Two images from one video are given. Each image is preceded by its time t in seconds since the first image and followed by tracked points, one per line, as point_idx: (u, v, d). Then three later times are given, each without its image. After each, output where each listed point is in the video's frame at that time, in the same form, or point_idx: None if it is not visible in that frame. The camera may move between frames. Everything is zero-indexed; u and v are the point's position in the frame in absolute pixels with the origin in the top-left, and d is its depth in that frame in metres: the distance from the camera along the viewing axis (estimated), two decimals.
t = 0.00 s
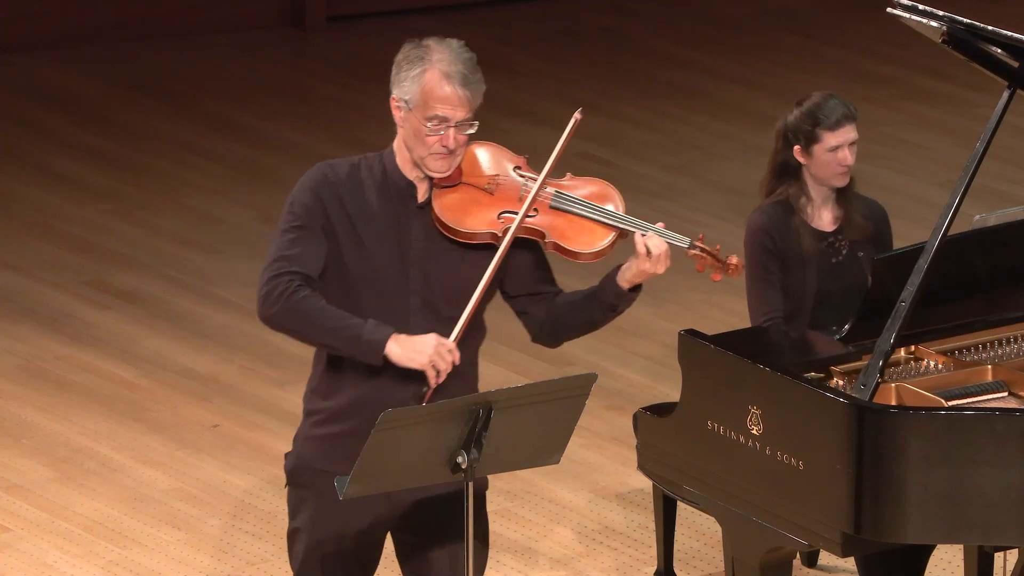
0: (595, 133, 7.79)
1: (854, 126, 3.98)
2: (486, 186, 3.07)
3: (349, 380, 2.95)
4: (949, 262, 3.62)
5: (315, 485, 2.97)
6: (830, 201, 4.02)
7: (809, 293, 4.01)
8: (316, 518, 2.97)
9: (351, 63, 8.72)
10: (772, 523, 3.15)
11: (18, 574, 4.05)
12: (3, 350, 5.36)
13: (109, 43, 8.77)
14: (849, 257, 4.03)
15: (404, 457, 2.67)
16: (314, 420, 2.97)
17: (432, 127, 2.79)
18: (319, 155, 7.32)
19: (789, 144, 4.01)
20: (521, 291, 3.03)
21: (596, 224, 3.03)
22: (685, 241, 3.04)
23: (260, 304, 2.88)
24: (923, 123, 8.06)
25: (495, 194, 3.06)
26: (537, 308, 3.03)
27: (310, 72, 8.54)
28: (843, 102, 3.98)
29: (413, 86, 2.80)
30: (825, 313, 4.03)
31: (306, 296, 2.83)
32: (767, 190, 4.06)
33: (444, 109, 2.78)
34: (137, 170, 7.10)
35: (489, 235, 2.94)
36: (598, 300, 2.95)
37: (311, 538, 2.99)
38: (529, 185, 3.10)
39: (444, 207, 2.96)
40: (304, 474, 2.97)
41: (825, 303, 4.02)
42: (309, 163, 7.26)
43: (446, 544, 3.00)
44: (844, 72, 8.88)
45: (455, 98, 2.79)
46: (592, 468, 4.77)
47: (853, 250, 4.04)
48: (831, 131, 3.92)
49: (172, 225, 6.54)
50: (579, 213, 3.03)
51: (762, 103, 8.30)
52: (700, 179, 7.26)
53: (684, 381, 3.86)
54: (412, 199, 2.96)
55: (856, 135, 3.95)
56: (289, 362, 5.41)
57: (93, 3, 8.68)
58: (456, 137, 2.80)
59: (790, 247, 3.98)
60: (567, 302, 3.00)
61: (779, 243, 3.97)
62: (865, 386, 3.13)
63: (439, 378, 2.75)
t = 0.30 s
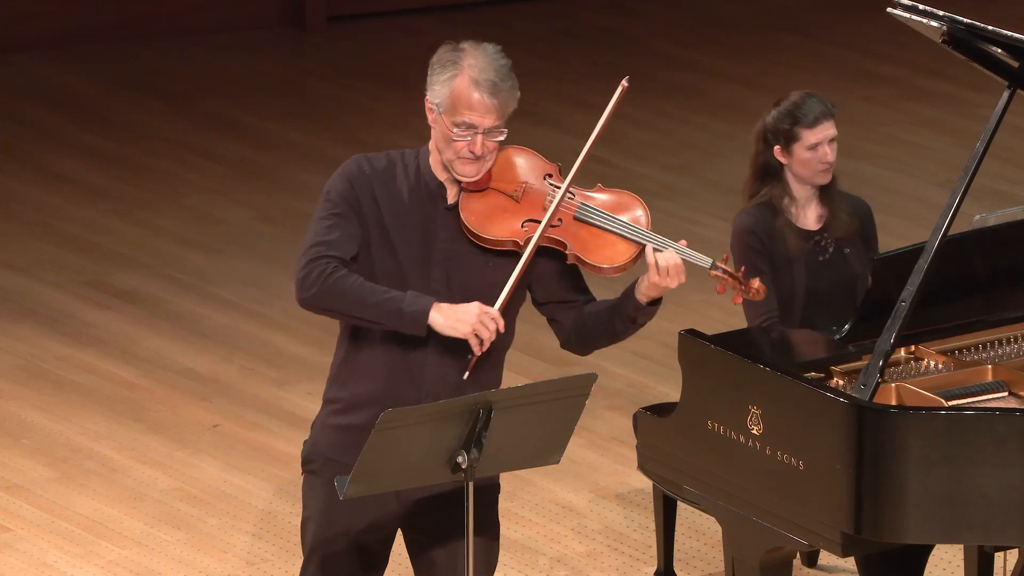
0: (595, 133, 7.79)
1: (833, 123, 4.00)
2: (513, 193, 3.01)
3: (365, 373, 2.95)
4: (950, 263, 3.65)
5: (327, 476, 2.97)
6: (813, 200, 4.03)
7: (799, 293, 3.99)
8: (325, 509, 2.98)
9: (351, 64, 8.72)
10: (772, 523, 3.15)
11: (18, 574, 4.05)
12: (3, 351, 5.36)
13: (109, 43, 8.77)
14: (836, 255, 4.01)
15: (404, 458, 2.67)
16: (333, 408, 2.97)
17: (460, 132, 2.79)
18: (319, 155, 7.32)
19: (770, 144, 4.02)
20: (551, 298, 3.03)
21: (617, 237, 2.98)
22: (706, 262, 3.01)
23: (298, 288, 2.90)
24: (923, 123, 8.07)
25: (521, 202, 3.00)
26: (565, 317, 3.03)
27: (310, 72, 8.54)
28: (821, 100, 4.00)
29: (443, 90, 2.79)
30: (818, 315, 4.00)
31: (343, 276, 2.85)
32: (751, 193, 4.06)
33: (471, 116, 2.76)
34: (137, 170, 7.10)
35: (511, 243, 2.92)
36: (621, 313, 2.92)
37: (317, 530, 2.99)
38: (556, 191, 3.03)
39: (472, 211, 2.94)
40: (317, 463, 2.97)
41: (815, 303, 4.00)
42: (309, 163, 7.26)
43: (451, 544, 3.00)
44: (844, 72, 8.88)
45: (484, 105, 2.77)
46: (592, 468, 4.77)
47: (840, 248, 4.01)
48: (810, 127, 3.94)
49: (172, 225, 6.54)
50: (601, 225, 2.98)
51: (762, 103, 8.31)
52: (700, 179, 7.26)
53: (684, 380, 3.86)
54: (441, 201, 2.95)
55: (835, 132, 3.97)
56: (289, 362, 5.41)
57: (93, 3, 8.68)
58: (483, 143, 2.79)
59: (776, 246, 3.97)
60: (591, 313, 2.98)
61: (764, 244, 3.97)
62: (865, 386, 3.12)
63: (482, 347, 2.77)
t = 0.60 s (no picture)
0: (595, 134, 7.79)
1: (816, 124, 4.03)
2: (518, 206, 2.98)
3: (371, 370, 2.94)
4: (949, 263, 3.65)
5: (328, 472, 2.96)
6: (799, 201, 4.04)
7: (788, 294, 3.99)
8: (326, 506, 2.97)
9: (351, 63, 8.72)
10: (772, 523, 3.15)
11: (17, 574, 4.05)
12: (3, 350, 5.36)
13: (109, 43, 8.77)
14: (825, 254, 4.02)
15: (404, 457, 2.67)
16: (336, 403, 2.96)
17: (466, 145, 2.79)
18: (319, 155, 7.32)
19: (754, 146, 4.03)
20: (558, 310, 3.02)
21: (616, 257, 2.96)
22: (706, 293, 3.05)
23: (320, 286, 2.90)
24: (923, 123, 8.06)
25: (525, 216, 2.97)
26: (570, 328, 3.03)
27: (310, 72, 8.54)
28: (805, 100, 4.03)
29: (451, 103, 2.79)
30: (807, 316, 4.01)
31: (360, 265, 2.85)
32: (735, 195, 4.07)
33: (476, 131, 2.77)
34: (137, 170, 7.10)
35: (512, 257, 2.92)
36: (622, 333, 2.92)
37: (316, 526, 2.99)
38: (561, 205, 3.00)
39: (477, 222, 2.94)
40: (318, 458, 2.97)
41: (806, 304, 4.00)
42: (309, 163, 7.26)
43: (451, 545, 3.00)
44: (844, 72, 8.88)
45: (490, 120, 2.77)
46: (592, 468, 4.77)
47: (828, 247, 4.02)
48: (795, 127, 3.96)
49: (172, 225, 6.54)
50: (600, 245, 2.95)
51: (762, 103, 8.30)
52: (701, 179, 7.26)
53: (684, 379, 3.86)
54: (450, 207, 2.94)
55: (819, 132, 3.99)
56: (289, 362, 5.40)
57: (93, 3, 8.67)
58: (489, 157, 2.79)
59: (763, 248, 3.96)
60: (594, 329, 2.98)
61: (753, 243, 3.95)
62: (865, 386, 3.12)
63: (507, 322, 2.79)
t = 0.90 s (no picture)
0: (594, 134, 7.79)
1: (819, 126, 3.98)
2: (515, 221, 2.99)
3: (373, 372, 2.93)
4: (949, 262, 3.64)
5: (328, 472, 2.96)
6: (796, 202, 4.03)
7: (786, 294, 4.01)
8: (326, 506, 2.97)
9: (351, 64, 8.72)
10: (772, 523, 3.16)
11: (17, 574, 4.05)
12: (3, 350, 5.36)
13: (109, 43, 8.77)
14: (821, 256, 4.02)
15: (404, 457, 2.67)
16: (336, 403, 2.96)
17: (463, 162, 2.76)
18: (319, 156, 7.32)
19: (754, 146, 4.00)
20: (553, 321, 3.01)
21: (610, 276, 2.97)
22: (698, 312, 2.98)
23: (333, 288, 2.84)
24: (923, 123, 8.06)
25: (522, 232, 2.99)
26: (568, 340, 3.01)
27: (310, 72, 8.54)
28: (807, 102, 3.97)
29: (449, 119, 2.75)
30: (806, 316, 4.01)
31: (373, 264, 2.81)
32: (733, 194, 4.06)
33: (472, 150, 2.73)
34: (137, 170, 7.10)
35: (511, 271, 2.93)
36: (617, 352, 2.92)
37: (316, 526, 2.99)
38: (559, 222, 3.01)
39: (473, 236, 2.93)
40: (319, 458, 2.96)
41: (803, 305, 4.02)
42: (309, 163, 7.26)
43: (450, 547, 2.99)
44: (844, 72, 8.88)
45: (487, 139, 2.73)
46: (592, 468, 4.77)
47: (824, 249, 4.03)
48: (798, 132, 3.91)
49: (172, 225, 6.54)
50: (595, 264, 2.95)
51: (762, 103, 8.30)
52: (701, 179, 7.26)
53: (684, 379, 3.85)
54: (450, 218, 2.92)
55: (822, 136, 3.95)
56: (289, 362, 5.40)
57: (93, 3, 8.68)
58: (487, 174, 2.77)
59: (760, 247, 3.97)
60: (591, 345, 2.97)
61: (751, 243, 3.96)
62: (865, 386, 3.12)
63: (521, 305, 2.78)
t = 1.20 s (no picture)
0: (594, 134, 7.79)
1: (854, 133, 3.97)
2: (503, 243, 2.95)
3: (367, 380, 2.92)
4: (949, 262, 3.64)
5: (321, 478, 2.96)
6: (821, 205, 4.03)
7: (802, 296, 4.03)
8: (317, 511, 2.97)
9: (351, 64, 8.71)
10: (772, 523, 3.15)
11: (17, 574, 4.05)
12: (3, 350, 5.36)
13: (108, 43, 8.77)
14: (837, 259, 4.04)
15: (405, 457, 2.67)
16: (330, 410, 2.95)
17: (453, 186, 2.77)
18: (319, 155, 7.32)
19: (786, 151, 4.00)
20: (539, 333, 3.01)
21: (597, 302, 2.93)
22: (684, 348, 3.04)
23: (336, 304, 2.81)
24: (923, 123, 8.07)
25: (511, 253, 2.94)
26: (552, 356, 3.03)
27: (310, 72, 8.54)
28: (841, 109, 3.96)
29: (440, 143, 2.76)
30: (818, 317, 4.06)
31: (376, 279, 2.78)
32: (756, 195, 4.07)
33: (461, 174, 2.74)
34: (137, 170, 7.10)
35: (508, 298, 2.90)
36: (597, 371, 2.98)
37: (308, 531, 2.98)
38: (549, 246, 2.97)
39: (463, 252, 2.90)
40: (312, 465, 2.96)
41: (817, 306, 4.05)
42: (309, 163, 7.26)
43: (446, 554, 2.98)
44: (844, 72, 8.88)
45: (477, 163, 2.75)
46: (593, 468, 4.77)
47: (842, 251, 4.05)
48: (835, 141, 3.90)
49: (172, 225, 6.54)
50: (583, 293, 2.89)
51: (762, 104, 8.30)
52: (701, 179, 7.25)
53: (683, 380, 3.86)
54: (439, 234, 2.90)
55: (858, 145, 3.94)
56: (289, 362, 5.40)
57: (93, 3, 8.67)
58: (476, 197, 2.78)
59: (778, 250, 3.98)
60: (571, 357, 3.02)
61: (768, 247, 3.97)
62: (865, 387, 3.13)
63: (531, 295, 2.79)
